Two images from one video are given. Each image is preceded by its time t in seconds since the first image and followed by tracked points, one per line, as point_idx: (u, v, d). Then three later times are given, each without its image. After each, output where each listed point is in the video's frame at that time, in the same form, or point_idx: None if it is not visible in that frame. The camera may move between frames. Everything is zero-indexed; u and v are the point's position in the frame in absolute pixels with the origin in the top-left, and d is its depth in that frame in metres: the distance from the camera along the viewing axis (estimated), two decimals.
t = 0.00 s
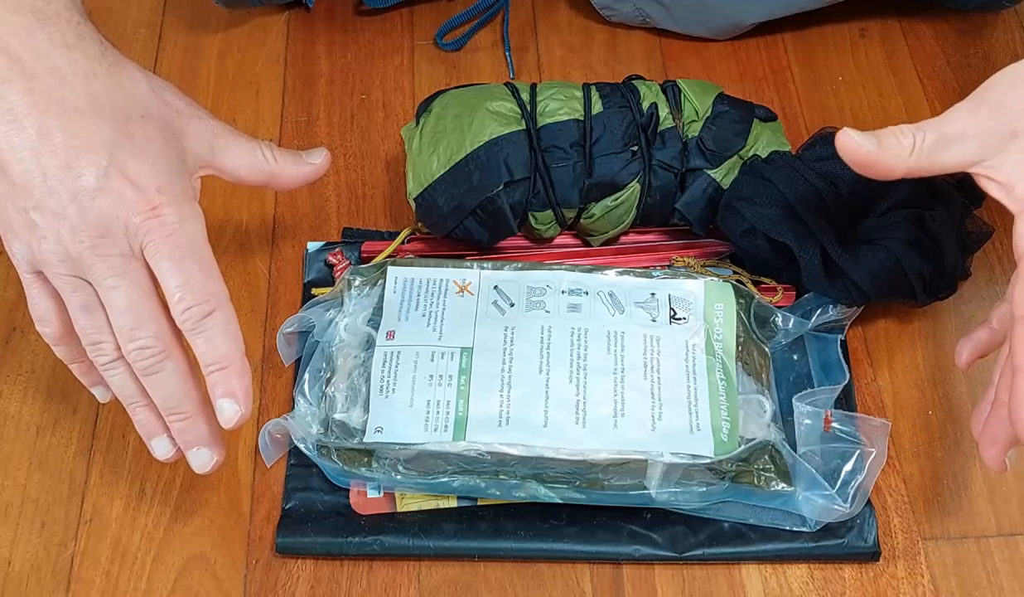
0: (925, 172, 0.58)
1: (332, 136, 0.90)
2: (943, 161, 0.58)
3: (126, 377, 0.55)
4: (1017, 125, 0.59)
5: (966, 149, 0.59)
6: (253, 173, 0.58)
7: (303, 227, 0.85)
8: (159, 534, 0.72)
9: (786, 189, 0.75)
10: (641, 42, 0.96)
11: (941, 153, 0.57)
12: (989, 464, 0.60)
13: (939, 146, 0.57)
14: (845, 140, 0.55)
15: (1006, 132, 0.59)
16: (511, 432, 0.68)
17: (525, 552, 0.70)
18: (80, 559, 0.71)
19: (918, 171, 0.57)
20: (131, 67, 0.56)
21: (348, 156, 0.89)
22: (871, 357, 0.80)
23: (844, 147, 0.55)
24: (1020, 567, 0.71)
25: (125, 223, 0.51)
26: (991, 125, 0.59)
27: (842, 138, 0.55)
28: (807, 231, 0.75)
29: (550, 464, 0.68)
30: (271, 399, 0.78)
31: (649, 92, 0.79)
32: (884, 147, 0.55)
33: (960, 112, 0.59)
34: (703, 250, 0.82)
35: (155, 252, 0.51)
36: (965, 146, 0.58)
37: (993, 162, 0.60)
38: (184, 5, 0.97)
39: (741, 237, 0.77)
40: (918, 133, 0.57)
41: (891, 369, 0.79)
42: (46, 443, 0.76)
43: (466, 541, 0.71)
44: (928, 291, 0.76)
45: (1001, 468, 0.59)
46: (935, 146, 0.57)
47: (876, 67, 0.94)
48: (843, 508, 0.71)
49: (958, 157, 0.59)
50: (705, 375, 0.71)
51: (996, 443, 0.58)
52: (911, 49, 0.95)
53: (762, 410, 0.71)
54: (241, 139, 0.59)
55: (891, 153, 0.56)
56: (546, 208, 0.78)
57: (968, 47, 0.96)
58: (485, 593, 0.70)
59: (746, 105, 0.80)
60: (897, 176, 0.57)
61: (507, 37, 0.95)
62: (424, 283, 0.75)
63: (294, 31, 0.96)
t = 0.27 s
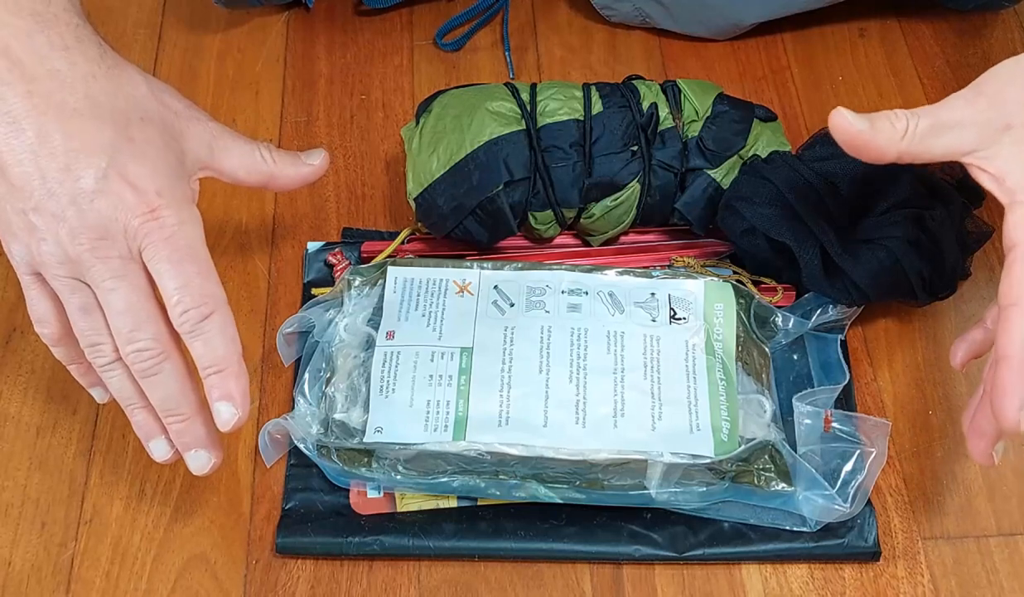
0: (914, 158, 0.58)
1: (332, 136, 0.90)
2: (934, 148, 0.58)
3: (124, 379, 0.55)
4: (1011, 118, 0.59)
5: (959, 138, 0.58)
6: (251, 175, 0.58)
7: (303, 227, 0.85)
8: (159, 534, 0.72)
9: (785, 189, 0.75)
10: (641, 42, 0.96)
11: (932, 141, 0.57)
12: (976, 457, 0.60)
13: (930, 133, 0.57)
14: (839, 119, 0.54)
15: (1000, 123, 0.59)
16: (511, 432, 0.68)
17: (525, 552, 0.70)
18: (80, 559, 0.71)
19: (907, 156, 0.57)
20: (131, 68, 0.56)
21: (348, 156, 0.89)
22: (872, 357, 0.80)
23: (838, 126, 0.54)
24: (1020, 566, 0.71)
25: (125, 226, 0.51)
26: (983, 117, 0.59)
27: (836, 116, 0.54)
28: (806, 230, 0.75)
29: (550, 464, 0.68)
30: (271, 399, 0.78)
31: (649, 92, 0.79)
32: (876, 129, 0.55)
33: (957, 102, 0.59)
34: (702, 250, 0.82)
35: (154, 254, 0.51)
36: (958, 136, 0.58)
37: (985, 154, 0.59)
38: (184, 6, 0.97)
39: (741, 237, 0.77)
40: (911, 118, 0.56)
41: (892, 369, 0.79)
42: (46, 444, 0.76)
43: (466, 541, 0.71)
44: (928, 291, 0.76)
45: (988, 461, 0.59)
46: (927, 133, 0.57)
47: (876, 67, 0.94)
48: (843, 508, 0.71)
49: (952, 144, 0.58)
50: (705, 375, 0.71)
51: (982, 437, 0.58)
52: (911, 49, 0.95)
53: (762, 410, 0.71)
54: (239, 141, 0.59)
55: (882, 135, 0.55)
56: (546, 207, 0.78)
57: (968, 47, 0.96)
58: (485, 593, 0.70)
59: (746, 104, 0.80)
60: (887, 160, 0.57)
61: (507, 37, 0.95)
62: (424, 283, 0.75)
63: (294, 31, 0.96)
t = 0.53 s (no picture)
0: (906, 151, 0.55)
1: (332, 135, 0.90)
2: (930, 138, 0.55)
3: (127, 379, 0.55)
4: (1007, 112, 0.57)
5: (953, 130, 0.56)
6: (254, 174, 0.58)
7: (303, 227, 0.85)
8: (159, 534, 0.72)
9: (786, 189, 0.75)
10: (641, 41, 0.96)
11: (925, 133, 0.55)
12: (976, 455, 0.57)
13: (925, 123, 0.55)
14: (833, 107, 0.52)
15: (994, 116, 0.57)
16: (511, 432, 0.68)
17: (525, 552, 0.70)
18: (80, 559, 0.71)
19: (901, 147, 0.54)
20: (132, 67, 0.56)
21: (348, 155, 0.89)
22: (872, 357, 0.80)
23: (832, 115, 0.52)
24: (1021, 566, 0.71)
25: (128, 228, 0.51)
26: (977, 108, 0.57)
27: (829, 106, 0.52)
28: (807, 230, 0.75)
29: (550, 464, 0.68)
30: (271, 399, 0.78)
31: (649, 92, 0.79)
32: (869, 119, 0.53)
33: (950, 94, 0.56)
34: (703, 250, 0.82)
35: (156, 255, 0.51)
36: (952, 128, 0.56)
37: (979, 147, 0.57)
38: (184, 5, 0.97)
39: (741, 236, 0.77)
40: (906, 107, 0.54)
41: (892, 369, 0.79)
42: (46, 443, 0.76)
43: (466, 541, 0.71)
44: (929, 291, 0.76)
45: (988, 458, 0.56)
46: (920, 124, 0.54)
47: (876, 67, 0.94)
48: (843, 508, 0.71)
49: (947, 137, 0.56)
50: (705, 375, 0.71)
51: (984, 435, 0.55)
52: (911, 49, 0.95)
53: (762, 410, 0.71)
54: (241, 140, 0.59)
55: (876, 125, 0.53)
56: (546, 207, 0.78)
57: (968, 47, 0.96)
58: (485, 593, 0.70)
59: (747, 104, 0.80)
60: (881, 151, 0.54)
61: (507, 37, 0.95)
62: (424, 283, 0.75)
63: (294, 31, 0.96)
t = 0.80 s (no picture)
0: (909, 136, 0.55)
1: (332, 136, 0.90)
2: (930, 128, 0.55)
3: (130, 374, 0.55)
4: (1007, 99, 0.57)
5: (955, 116, 0.56)
6: (258, 167, 0.58)
7: (303, 227, 0.85)
8: (159, 534, 0.72)
9: (786, 189, 0.75)
10: (641, 41, 0.96)
11: (926, 119, 0.55)
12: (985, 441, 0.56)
13: (926, 110, 0.55)
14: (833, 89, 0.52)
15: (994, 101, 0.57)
16: (511, 432, 0.68)
17: (525, 552, 0.70)
18: (80, 559, 0.71)
19: (903, 132, 0.54)
20: (133, 63, 0.56)
21: (348, 155, 0.89)
22: (871, 357, 0.80)
23: (832, 96, 0.52)
24: (1020, 566, 0.71)
25: (128, 218, 0.51)
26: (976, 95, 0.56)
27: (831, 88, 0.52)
28: (807, 230, 0.75)
29: (550, 464, 0.68)
30: (271, 399, 0.78)
31: (649, 92, 0.79)
32: (870, 103, 0.53)
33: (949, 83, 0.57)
34: (703, 250, 0.82)
35: (157, 245, 0.51)
36: (954, 111, 0.56)
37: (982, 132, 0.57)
38: (184, 6, 0.97)
39: (741, 237, 0.77)
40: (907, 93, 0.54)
41: (892, 369, 0.79)
42: (46, 443, 0.76)
43: (466, 541, 0.71)
44: (928, 291, 0.76)
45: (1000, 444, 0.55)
46: (922, 110, 0.55)
47: (876, 67, 0.94)
48: (843, 508, 0.71)
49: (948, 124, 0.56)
50: (705, 375, 0.71)
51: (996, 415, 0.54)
52: (911, 49, 0.95)
53: (762, 410, 0.71)
54: (245, 133, 0.58)
55: (878, 108, 0.53)
56: (546, 207, 0.78)
57: (968, 47, 0.96)
58: (485, 593, 0.70)
59: (747, 104, 0.80)
60: (882, 136, 0.54)
61: (507, 37, 0.95)
62: (424, 283, 0.75)
63: (294, 31, 0.96)
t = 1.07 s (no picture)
0: (900, 151, 0.59)
1: (332, 136, 0.90)
2: (921, 141, 0.59)
3: (127, 378, 0.55)
4: (998, 109, 0.60)
5: (946, 129, 0.59)
6: (256, 172, 0.58)
7: (303, 227, 0.85)
8: (159, 534, 0.72)
9: (786, 188, 0.75)
10: (641, 41, 0.96)
11: (915, 133, 0.58)
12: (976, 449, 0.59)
13: (916, 123, 0.59)
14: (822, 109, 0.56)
15: (985, 112, 0.60)
16: (511, 432, 0.68)
17: (525, 552, 0.70)
18: (80, 559, 0.71)
19: (893, 148, 0.58)
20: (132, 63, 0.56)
21: (348, 156, 0.89)
22: (872, 357, 0.80)
23: (821, 118, 0.56)
24: (1021, 566, 0.71)
25: (127, 223, 0.51)
26: (965, 109, 0.60)
27: (819, 110, 0.56)
28: (807, 230, 0.75)
29: (550, 464, 0.68)
30: (271, 399, 0.78)
31: (649, 92, 0.79)
32: (859, 121, 0.57)
33: (937, 97, 0.60)
34: (703, 250, 0.82)
35: (156, 251, 0.51)
36: (943, 126, 0.59)
37: (973, 142, 0.60)
38: (184, 5, 0.97)
39: (741, 237, 0.77)
40: (895, 110, 0.58)
41: (892, 369, 0.79)
42: (46, 444, 0.76)
43: (466, 541, 0.71)
44: (928, 291, 0.76)
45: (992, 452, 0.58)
46: (911, 125, 0.58)
47: (876, 67, 0.94)
48: (843, 508, 0.71)
49: (940, 137, 0.59)
50: (705, 376, 0.71)
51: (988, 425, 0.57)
52: (911, 49, 0.95)
53: (762, 410, 0.71)
54: (243, 138, 0.58)
55: (865, 126, 0.57)
56: (546, 207, 0.78)
57: (968, 46, 0.96)
58: (485, 593, 0.70)
59: (747, 104, 0.80)
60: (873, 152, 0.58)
61: (507, 37, 0.95)
62: (424, 283, 0.75)
63: (294, 30, 0.96)
